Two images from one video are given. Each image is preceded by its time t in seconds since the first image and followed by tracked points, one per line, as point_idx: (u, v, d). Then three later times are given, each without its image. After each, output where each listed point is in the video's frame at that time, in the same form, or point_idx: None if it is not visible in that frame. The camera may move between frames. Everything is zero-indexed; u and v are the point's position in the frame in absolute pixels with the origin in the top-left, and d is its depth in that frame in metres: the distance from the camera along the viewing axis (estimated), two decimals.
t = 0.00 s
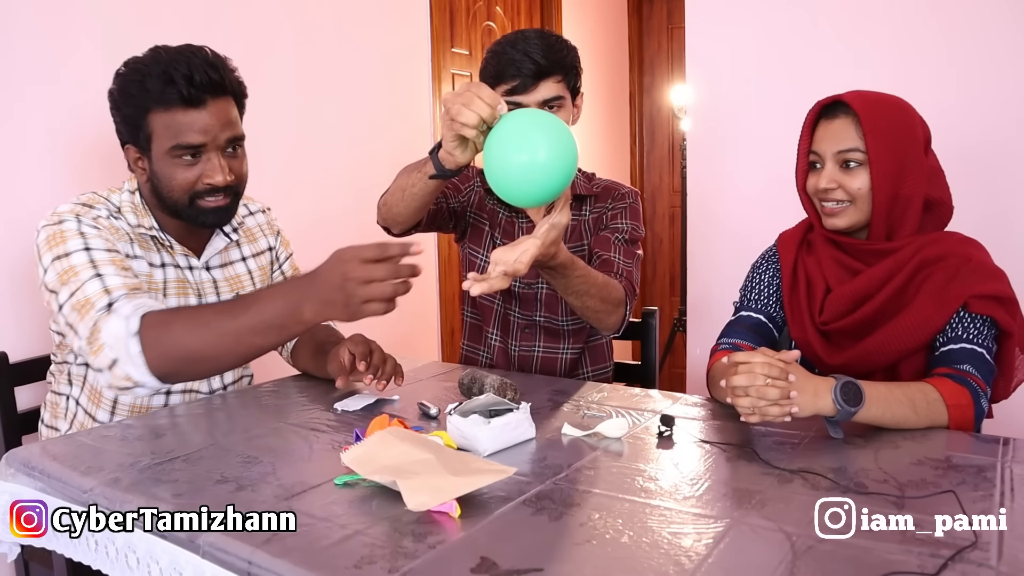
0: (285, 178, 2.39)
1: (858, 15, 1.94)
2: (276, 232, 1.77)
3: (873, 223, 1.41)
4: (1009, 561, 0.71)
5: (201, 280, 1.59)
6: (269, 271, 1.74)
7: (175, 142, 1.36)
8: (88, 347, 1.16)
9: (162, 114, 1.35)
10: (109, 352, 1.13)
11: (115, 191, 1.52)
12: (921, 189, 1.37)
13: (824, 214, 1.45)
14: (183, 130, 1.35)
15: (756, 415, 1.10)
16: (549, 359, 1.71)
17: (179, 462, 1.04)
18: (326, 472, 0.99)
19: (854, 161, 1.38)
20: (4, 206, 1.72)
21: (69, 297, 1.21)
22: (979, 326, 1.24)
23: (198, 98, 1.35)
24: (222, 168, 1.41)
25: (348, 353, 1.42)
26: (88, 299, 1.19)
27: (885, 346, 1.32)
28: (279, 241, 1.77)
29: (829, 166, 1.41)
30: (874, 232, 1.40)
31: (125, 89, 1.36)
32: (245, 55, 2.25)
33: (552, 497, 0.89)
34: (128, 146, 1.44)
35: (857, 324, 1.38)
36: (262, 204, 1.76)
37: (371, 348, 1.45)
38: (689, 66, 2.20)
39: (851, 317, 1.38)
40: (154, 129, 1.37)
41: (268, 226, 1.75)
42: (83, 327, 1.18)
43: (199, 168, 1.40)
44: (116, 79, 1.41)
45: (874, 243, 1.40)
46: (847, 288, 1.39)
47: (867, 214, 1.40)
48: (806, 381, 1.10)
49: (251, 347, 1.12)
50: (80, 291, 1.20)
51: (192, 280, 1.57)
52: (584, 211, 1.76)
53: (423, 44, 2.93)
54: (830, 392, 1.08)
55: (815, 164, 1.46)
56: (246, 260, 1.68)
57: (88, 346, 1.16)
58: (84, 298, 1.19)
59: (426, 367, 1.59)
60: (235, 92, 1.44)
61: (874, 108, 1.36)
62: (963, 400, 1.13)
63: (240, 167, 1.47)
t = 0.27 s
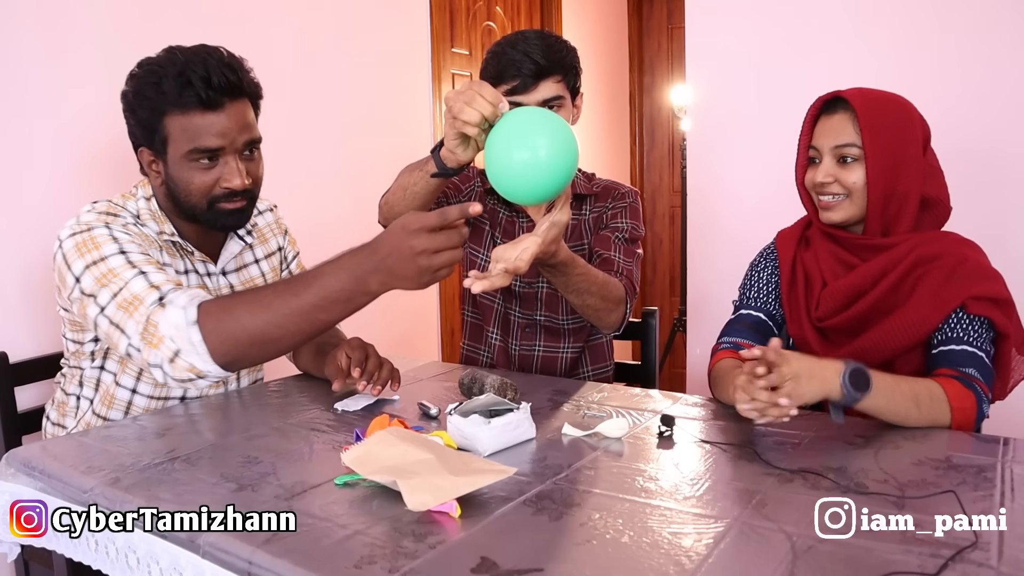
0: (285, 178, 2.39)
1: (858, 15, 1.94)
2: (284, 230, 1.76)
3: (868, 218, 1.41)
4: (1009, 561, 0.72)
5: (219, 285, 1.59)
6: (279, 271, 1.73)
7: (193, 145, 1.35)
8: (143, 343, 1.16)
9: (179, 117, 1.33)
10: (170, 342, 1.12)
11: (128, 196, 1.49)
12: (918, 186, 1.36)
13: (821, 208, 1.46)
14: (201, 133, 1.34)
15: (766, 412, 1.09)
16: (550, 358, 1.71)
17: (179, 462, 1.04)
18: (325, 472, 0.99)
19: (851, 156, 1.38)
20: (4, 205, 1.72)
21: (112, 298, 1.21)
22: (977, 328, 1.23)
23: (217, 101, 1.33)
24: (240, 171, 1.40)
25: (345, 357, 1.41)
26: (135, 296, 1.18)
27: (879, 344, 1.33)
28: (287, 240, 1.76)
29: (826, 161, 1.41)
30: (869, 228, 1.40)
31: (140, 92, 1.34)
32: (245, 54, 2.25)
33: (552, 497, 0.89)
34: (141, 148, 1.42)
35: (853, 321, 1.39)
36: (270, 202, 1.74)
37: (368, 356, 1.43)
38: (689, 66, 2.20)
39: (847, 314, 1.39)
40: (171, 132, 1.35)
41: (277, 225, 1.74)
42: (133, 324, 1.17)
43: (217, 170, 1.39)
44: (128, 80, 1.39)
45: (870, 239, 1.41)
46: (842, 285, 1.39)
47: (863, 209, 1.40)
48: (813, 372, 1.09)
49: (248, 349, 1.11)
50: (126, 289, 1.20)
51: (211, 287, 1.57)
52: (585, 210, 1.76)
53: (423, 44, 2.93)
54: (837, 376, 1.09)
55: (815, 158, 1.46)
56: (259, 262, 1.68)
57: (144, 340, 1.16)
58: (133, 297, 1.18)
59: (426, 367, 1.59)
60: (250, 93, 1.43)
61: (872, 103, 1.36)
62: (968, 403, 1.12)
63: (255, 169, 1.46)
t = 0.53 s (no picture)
0: (286, 178, 2.39)
1: (858, 15, 1.94)
2: (288, 230, 1.76)
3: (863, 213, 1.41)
4: (1009, 561, 0.72)
5: (227, 288, 1.58)
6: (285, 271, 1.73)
7: (200, 148, 1.35)
8: (164, 344, 1.17)
9: (186, 120, 1.33)
10: (192, 341, 1.14)
11: (134, 200, 1.48)
12: (911, 181, 1.36)
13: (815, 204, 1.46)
14: (208, 136, 1.34)
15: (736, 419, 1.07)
16: (550, 358, 1.71)
17: (179, 462, 1.04)
18: (325, 472, 0.99)
19: (846, 152, 1.38)
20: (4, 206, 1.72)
21: (128, 300, 1.22)
22: (969, 319, 1.24)
23: (223, 104, 1.33)
24: (246, 174, 1.40)
25: (347, 359, 1.41)
26: (153, 298, 1.20)
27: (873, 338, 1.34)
28: (291, 241, 1.76)
29: (821, 156, 1.41)
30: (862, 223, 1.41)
31: (146, 94, 1.34)
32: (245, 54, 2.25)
33: (552, 497, 0.89)
34: (146, 150, 1.42)
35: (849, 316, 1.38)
36: (274, 202, 1.74)
37: (370, 358, 1.42)
38: (689, 66, 2.20)
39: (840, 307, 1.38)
40: (177, 135, 1.35)
41: (282, 226, 1.74)
42: (152, 325, 1.19)
43: (223, 173, 1.39)
44: (133, 82, 1.38)
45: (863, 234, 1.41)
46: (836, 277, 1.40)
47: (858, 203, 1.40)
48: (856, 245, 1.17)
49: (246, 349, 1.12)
50: (142, 291, 1.21)
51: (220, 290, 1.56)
52: (585, 209, 1.75)
53: (423, 44, 2.93)
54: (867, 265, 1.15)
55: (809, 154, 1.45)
56: (266, 264, 1.68)
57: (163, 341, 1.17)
58: (151, 299, 1.20)
59: (426, 367, 1.59)
60: (257, 94, 1.42)
61: (867, 99, 1.37)
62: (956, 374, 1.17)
63: (261, 171, 1.46)
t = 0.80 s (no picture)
0: (286, 178, 2.39)
1: (859, 15, 1.93)
2: (288, 229, 1.76)
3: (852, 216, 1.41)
4: (1009, 561, 0.71)
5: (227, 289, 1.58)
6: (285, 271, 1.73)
7: (201, 151, 1.35)
8: (169, 344, 1.18)
9: (187, 122, 1.33)
10: (198, 342, 1.15)
11: (135, 200, 1.48)
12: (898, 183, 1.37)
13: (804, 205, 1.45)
14: (209, 138, 1.34)
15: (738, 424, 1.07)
16: (550, 357, 1.71)
17: (179, 462, 1.04)
18: (325, 472, 0.99)
19: (835, 154, 1.38)
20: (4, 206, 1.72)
21: (131, 301, 1.22)
22: (954, 319, 1.24)
23: (225, 107, 1.33)
24: (247, 175, 1.40)
25: (349, 358, 1.41)
26: (156, 299, 1.20)
27: (861, 339, 1.34)
28: (291, 241, 1.76)
29: (810, 158, 1.40)
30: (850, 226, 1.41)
31: (147, 95, 1.34)
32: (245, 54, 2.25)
33: (552, 497, 0.89)
34: (146, 151, 1.42)
35: (837, 315, 1.39)
36: (274, 201, 1.74)
37: (371, 357, 1.42)
38: (689, 66, 2.20)
39: (829, 309, 1.39)
40: (178, 136, 1.35)
41: (281, 225, 1.74)
42: (156, 326, 1.19)
43: (224, 175, 1.39)
44: (134, 83, 1.38)
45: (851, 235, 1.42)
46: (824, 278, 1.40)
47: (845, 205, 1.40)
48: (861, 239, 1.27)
49: (245, 348, 1.12)
50: (145, 292, 1.22)
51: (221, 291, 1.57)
52: (586, 209, 1.75)
53: (423, 44, 2.93)
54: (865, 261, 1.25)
55: (797, 156, 1.45)
56: (265, 264, 1.68)
57: (168, 341, 1.18)
58: (155, 300, 1.20)
59: (426, 367, 1.59)
60: (258, 96, 1.42)
61: (856, 103, 1.37)
62: (939, 379, 1.18)
63: (262, 172, 1.46)
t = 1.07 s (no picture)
0: (286, 177, 2.39)
1: (859, 15, 1.93)
2: (287, 229, 1.75)
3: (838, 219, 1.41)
4: (1009, 561, 0.71)
5: (227, 288, 1.58)
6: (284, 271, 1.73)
7: (202, 151, 1.35)
8: (172, 343, 1.18)
9: (188, 123, 1.33)
10: (201, 340, 1.15)
11: (135, 200, 1.48)
12: (881, 184, 1.37)
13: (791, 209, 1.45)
14: (209, 139, 1.34)
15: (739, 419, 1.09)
16: (550, 357, 1.71)
17: (179, 462, 1.04)
18: (325, 472, 0.99)
19: (820, 157, 1.38)
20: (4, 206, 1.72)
21: (133, 300, 1.22)
22: (939, 311, 1.24)
23: (226, 107, 1.33)
24: (248, 176, 1.41)
25: (348, 356, 1.43)
26: (159, 297, 1.20)
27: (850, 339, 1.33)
28: (290, 240, 1.76)
29: (795, 161, 1.41)
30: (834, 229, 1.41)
31: (147, 96, 1.34)
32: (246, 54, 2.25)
33: (552, 497, 0.89)
34: (147, 151, 1.42)
35: (825, 319, 1.39)
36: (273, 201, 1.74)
37: (370, 356, 1.43)
38: (689, 66, 2.20)
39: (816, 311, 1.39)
40: (179, 137, 1.35)
41: (281, 225, 1.74)
42: (158, 325, 1.19)
43: (225, 176, 1.39)
44: (135, 83, 1.38)
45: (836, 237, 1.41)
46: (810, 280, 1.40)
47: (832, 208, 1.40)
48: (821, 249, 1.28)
49: (244, 348, 1.12)
50: (147, 291, 1.22)
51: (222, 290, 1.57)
52: (586, 209, 1.75)
53: (423, 44, 2.93)
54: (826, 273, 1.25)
55: (783, 160, 1.46)
56: (265, 264, 1.67)
57: (171, 340, 1.18)
58: (158, 299, 1.20)
59: (426, 367, 1.59)
60: (258, 96, 1.42)
61: (840, 107, 1.37)
62: (925, 368, 1.17)
63: (262, 172, 1.46)
